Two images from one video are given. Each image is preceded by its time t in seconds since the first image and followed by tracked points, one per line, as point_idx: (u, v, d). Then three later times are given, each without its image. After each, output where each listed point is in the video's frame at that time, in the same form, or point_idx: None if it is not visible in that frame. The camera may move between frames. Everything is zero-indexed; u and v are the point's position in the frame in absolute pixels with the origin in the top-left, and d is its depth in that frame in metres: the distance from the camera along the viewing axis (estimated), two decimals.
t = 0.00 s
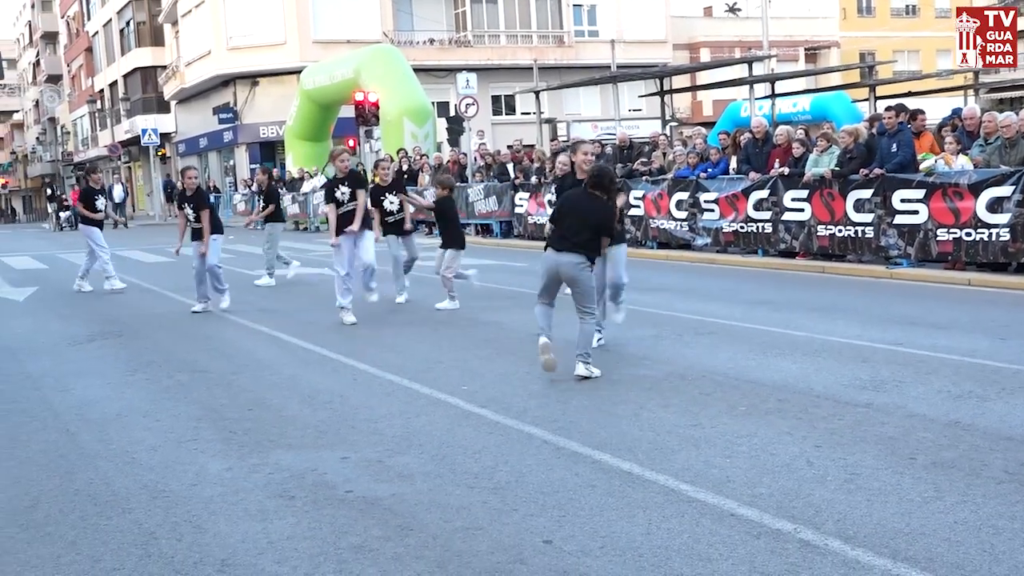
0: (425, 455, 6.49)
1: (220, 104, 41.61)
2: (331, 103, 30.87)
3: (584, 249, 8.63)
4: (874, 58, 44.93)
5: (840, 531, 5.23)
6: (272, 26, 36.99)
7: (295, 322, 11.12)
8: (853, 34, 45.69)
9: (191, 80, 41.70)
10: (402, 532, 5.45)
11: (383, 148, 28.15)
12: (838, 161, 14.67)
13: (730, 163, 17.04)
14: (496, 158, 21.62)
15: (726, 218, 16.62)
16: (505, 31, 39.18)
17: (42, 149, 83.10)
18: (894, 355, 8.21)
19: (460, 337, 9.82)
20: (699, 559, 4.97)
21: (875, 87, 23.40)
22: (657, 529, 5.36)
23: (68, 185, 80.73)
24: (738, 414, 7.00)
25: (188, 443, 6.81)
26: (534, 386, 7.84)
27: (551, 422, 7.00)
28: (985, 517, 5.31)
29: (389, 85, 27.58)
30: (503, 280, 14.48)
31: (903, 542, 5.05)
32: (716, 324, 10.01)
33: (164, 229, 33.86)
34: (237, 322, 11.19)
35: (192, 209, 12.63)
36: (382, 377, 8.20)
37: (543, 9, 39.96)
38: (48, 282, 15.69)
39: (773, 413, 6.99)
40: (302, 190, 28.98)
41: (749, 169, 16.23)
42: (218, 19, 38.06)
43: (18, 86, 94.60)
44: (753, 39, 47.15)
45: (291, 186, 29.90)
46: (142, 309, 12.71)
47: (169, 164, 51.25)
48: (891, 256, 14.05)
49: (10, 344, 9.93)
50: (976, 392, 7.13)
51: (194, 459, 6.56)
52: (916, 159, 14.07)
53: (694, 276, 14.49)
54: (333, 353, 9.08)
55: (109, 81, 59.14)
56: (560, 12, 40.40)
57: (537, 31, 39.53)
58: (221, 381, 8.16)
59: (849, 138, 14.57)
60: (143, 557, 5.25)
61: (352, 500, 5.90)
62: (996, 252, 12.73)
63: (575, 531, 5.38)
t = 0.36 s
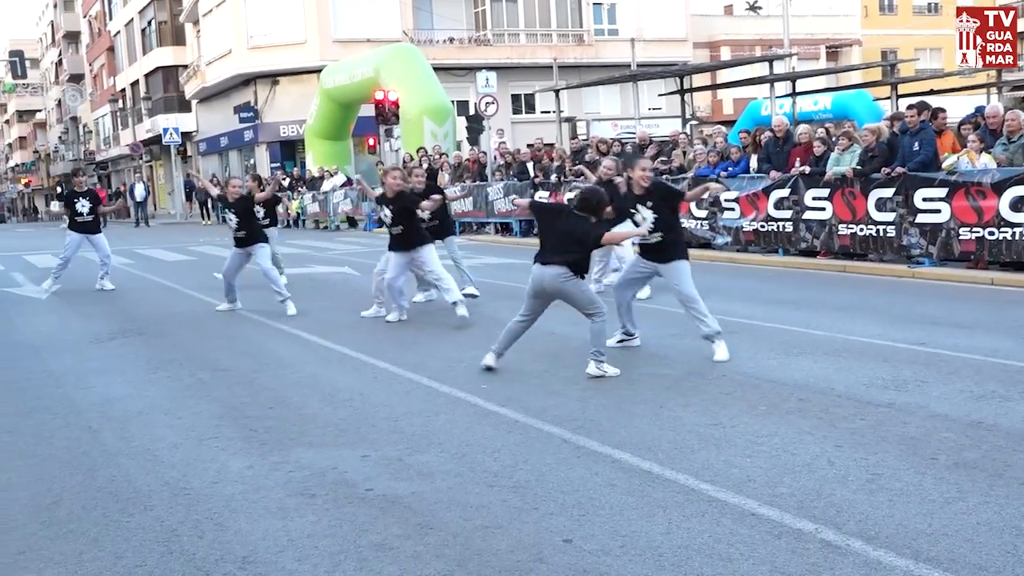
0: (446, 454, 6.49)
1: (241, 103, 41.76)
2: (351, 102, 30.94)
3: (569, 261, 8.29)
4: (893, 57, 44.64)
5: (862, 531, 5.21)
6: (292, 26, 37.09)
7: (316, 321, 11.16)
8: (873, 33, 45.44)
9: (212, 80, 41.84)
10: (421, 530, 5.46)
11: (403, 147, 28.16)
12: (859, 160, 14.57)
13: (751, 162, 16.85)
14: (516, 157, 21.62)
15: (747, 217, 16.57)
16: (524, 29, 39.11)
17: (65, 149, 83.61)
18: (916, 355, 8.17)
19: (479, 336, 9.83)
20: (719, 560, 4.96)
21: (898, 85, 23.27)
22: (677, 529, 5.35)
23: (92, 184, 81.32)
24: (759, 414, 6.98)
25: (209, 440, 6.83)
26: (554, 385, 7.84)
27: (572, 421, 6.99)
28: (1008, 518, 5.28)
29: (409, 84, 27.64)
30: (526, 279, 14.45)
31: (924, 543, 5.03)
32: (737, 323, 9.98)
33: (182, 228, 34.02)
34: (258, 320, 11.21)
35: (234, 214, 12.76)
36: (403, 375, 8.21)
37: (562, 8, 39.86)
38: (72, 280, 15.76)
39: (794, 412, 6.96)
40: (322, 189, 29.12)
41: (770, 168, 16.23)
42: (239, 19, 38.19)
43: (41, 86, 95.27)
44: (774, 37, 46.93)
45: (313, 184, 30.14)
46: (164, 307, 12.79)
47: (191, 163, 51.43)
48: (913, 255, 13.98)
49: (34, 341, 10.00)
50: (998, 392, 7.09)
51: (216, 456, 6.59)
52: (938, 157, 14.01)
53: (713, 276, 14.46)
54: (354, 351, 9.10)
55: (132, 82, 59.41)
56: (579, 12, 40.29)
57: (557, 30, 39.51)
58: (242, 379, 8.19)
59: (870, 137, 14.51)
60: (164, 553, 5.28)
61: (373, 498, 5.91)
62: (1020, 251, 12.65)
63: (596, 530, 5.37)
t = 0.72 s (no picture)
0: (463, 452, 6.50)
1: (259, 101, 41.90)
2: (368, 100, 30.98)
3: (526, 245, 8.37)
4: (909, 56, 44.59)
5: (880, 531, 5.19)
6: (309, 24, 37.17)
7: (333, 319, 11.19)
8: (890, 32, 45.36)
9: (230, 78, 41.98)
10: (438, 528, 5.48)
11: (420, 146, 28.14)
12: (878, 158, 14.59)
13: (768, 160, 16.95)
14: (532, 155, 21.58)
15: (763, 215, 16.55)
16: (541, 28, 39.13)
17: (83, 147, 84.18)
18: (935, 355, 8.13)
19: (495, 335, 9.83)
20: (737, 558, 4.95)
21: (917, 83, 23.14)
22: (694, 528, 5.34)
23: (110, 183, 81.87)
24: (777, 413, 6.96)
25: (226, 438, 6.86)
26: (571, 383, 7.85)
27: (589, 419, 6.99)
28: None
29: (425, 82, 27.64)
30: (543, 278, 14.45)
31: (943, 544, 5.01)
32: (754, 322, 9.95)
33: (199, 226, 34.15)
34: (275, 318, 11.26)
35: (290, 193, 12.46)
36: (420, 373, 8.24)
37: (580, 7, 39.88)
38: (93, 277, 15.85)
39: (811, 412, 6.94)
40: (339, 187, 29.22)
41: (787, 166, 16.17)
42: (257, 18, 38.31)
43: (59, 85, 95.85)
44: (792, 35, 46.83)
45: (330, 182, 30.21)
46: (183, 305, 12.84)
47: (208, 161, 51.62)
48: (931, 254, 13.91)
49: (53, 338, 10.06)
50: (1017, 391, 7.06)
51: (234, 453, 6.62)
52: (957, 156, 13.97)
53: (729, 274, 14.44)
54: (371, 350, 9.12)
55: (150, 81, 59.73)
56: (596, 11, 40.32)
57: (574, 28, 39.56)
58: (259, 377, 8.22)
59: (889, 135, 14.47)
60: (182, 550, 5.30)
61: (390, 496, 5.92)
62: None
63: (613, 529, 5.37)
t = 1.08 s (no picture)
0: (468, 450, 6.51)
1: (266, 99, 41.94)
2: (375, 98, 31.00)
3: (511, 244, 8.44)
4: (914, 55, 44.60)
5: (886, 531, 5.19)
6: (317, 22, 37.17)
7: (339, 316, 11.19)
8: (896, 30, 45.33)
9: (237, 75, 42.01)
10: (444, 525, 5.49)
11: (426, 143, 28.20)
12: (884, 157, 14.51)
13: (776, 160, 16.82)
14: (539, 153, 21.56)
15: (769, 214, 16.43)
16: (548, 26, 39.12)
17: (90, 144, 84.34)
18: (940, 354, 8.12)
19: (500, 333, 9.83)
20: (742, 557, 4.95)
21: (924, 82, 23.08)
22: (700, 527, 5.35)
23: (118, 181, 82.04)
24: (782, 412, 6.95)
25: (233, 435, 6.87)
26: (577, 381, 7.85)
27: (594, 418, 7.00)
28: None
29: (431, 80, 27.66)
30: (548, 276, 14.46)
31: (951, 543, 5.01)
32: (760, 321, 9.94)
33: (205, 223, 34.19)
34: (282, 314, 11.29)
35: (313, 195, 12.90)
36: (426, 371, 8.25)
37: (587, 5, 39.86)
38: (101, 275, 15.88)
39: (816, 411, 6.93)
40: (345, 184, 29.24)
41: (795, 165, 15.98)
42: (264, 15, 38.32)
43: (67, 82, 96.02)
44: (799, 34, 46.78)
45: (336, 179, 30.21)
46: (190, 302, 12.86)
47: (215, 158, 51.68)
48: (938, 253, 13.90)
49: (61, 335, 10.09)
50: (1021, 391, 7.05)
51: (240, 450, 6.63)
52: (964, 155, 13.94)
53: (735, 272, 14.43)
54: (377, 348, 9.13)
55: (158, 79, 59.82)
56: (603, 9, 40.32)
57: (581, 26, 39.55)
58: (266, 374, 8.24)
59: (896, 133, 14.39)
60: (189, 546, 5.32)
61: (396, 493, 5.93)
62: None
63: (617, 528, 5.38)
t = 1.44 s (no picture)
0: (467, 448, 6.51)
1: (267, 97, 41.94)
2: (375, 95, 30.92)
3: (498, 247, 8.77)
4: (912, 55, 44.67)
5: (884, 530, 5.19)
6: (318, 19, 37.16)
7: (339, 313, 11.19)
8: (895, 31, 45.39)
9: (237, 72, 42.00)
10: (442, 523, 5.49)
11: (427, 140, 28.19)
12: (884, 157, 14.58)
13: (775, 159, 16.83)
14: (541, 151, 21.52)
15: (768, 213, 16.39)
16: (549, 24, 39.11)
17: (92, 140, 84.48)
18: (940, 354, 8.12)
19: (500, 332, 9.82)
20: (740, 556, 4.95)
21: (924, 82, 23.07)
22: (698, 525, 5.35)
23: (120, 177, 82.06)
24: (781, 411, 6.95)
25: (232, 432, 6.87)
26: (577, 379, 7.86)
27: (593, 416, 7.00)
28: None
29: (428, 79, 27.54)
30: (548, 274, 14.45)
31: (950, 543, 5.01)
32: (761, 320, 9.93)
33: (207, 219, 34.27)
34: (283, 312, 11.30)
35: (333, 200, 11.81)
36: (426, 368, 8.25)
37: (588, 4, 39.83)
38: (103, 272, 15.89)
39: (815, 410, 6.93)
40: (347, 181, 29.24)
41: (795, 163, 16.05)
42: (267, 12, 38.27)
43: (68, 78, 96.05)
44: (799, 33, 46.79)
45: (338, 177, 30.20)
46: (191, 299, 12.86)
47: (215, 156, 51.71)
48: (938, 253, 13.89)
49: (60, 331, 10.11)
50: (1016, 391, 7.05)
51: (239, 447, 6.63)
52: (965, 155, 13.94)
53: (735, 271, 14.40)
54: (376, 345, 9.13)
55: (159, 76, 59.77)
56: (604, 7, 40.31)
57: (582, 25, 39.51)
58: (264, 371, 8.23)
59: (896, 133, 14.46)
60: (187, 543, 5.32)
61: (394, 491, 5.93)
62: None
63: (615, 526, 5.38)
